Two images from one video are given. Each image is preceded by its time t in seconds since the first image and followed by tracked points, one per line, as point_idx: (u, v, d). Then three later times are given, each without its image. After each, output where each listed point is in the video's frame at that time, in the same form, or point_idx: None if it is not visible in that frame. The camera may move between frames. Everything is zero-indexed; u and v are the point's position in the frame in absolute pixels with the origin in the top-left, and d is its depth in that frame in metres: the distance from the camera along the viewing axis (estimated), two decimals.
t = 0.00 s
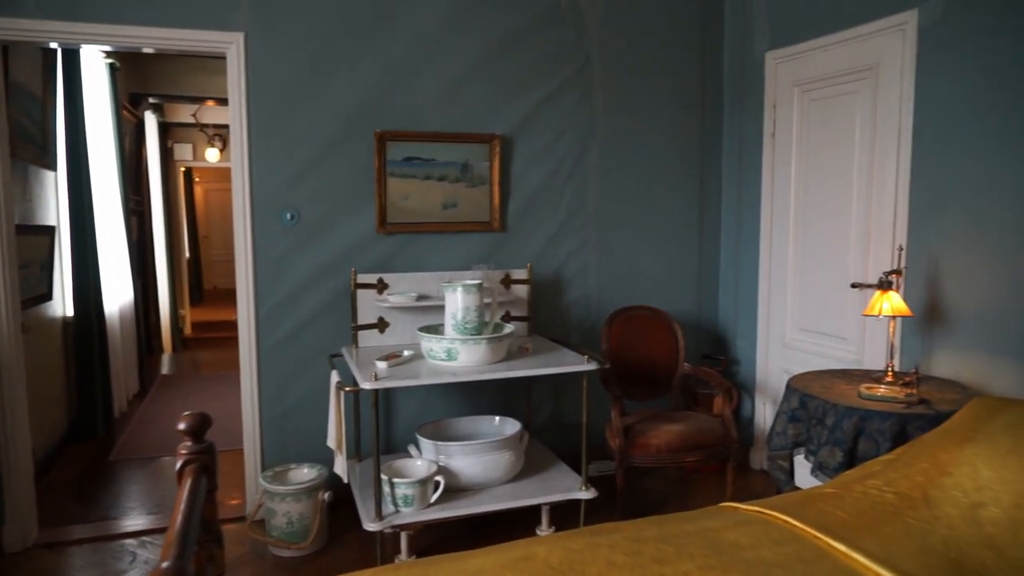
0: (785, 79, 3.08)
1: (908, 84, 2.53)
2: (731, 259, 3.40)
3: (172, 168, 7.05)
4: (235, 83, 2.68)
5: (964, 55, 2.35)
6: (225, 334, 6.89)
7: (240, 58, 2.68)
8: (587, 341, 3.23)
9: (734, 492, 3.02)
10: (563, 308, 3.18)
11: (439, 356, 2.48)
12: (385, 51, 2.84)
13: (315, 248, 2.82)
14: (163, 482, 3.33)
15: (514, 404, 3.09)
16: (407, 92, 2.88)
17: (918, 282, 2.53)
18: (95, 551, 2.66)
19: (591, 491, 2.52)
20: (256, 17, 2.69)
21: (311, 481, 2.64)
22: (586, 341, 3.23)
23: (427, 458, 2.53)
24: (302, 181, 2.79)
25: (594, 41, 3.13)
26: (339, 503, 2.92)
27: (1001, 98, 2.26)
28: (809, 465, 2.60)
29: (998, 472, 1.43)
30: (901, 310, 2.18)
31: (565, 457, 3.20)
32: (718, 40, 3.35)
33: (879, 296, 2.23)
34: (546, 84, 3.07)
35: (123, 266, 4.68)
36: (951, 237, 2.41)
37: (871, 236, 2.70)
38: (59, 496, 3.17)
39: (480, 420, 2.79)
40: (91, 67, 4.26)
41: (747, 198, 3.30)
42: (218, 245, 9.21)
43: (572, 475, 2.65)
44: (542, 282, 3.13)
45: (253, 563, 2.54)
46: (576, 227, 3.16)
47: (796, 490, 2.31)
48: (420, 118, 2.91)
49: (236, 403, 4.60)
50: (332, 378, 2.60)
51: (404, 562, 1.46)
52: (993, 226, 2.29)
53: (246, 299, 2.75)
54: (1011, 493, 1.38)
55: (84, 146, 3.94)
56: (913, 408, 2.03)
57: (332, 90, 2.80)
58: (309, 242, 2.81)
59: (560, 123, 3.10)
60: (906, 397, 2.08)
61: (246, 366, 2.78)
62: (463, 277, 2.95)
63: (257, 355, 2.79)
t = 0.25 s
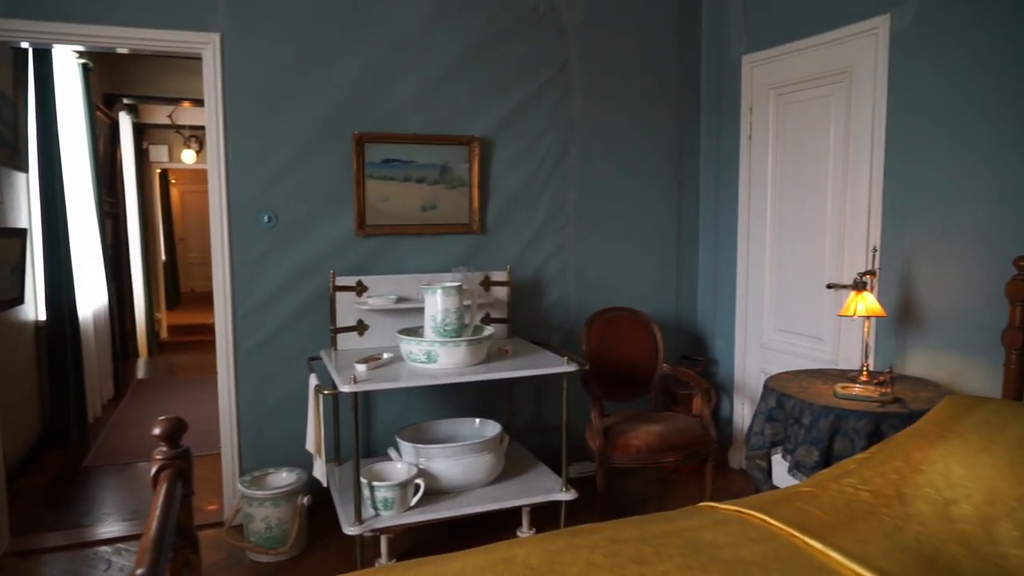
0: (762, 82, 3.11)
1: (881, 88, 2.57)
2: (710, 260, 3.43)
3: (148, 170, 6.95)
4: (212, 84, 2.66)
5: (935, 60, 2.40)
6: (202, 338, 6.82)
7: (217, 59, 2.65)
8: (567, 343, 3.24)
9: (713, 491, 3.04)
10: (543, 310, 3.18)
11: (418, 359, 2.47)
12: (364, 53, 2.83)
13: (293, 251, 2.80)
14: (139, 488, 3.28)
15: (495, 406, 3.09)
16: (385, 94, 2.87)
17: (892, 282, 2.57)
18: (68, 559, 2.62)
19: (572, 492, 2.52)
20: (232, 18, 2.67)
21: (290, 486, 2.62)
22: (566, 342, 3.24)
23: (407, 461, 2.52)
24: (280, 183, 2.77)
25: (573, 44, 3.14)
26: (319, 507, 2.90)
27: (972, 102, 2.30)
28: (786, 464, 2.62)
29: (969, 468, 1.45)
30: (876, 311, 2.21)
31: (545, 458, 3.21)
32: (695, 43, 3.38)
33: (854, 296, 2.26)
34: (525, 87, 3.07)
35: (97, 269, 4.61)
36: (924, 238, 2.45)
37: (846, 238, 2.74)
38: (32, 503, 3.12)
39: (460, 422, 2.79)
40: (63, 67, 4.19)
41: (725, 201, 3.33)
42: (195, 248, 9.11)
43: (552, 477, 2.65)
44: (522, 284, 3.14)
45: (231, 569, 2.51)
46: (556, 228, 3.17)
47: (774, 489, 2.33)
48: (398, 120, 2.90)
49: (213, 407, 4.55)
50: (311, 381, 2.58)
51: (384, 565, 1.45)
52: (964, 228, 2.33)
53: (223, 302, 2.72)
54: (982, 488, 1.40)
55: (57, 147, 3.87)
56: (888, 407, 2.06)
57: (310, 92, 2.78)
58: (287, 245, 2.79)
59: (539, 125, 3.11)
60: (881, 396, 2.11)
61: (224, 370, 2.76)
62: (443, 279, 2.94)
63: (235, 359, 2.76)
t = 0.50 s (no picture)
0: (736, 85, 3.14)
1: (853, 91, 2.61)
2: (686, 262, 3.45)
3: (121, 172, 6.85)
4: (185, 85, 2.63)
5: (905, 64, 2.44)
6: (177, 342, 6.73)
7: (190, 59, 2.63)
8: (545, 345, 3.24)
9: (691, 491, 3.06)
10: (521, 312, 3.18)
11: (396, 361, 2.46)
12: (340, 54, 2.82)
13: (269, 254, 2.78)
14: (112, 494, 3.23)
15: (473, 408, 3.09)
16: (362, 96, 2.86)
17: (865, 283, 2.61)
18: (39, 568, 2.57)
19: (551, 494, 2.53)
20: (206, 18, 2.64)
21: (267, 491, 2.59)
22: (544, 344, 3.24)
23: (385, 464, 2.50)
24: (256, 185, 2.74)
25: (549, 47, 3.15)
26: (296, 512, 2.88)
27: (941, 106, 2.34)
28: (762, 464, 2.65)
29: (939, 464, 1.47)
30: (849, 311, 2.24)
31: (524, 460, 3.21)
32: (671, 46, 3.41)
33: (828, 297, 2.29)
34: (502, 89, 3.08)
35: (68, 272, 4.53)
36: (895, 239, 2.49)
37: (819, 239, 2.78)
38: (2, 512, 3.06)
39: (439, 425, 2.78)
40: (33, 67, 4.12)
41: (701, 202, 3.36)
42: (169, 250, 8.99)
43: (531, 478, 2.65)
44: (500, 286, 3.14)
45: None
46: (534, 230, 3.18)
47: (750, 488, 2.35)
48: (375, 122, 2.89)
49: (188, 412, 4.49)
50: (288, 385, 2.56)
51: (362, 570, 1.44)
52: (934, 229, 2.37)
53: (198, 305, 2.69)
54: (952, 484, 1.43)
55: (27, 148, 3.80)
56: (861, 406, 2.09)
57: (286, 94, 2.76)
58: (262, 248, 2.77)
59: (516, 128, 3.11)
60: (855, 395, 2.14)
61: (198, 374, 2.72)
62: (421, 281, 2.94)
63: (210, 363, 2.73)
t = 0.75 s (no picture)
0: (717, 87, 3.17)
1: (832, 94, 2.64)
2: (668, 263, 3.47)
3: (98, 173, 6.77)
4: (165, 86, 2.60)
5: (882, 67, 2.47)
6: (156, 345, 6.67)
7: (170, 60, 2.60)
8: (529, 346, 3.25)
9: (674, 491, 3.08)
10: (504, 313, 3.18)
11: (379, 364, 2.45)
12: (321, 55, 2.80)
13: (250, 256, 2.75)
14: (91, 500, 3.19)
15: (457, 410, 3.08)
16: (343, 97, 2.85)
17: (844, 284, 2.64)
18: None
19: (535, 495, 2.53)
20: (185, 18, 2.61)
21: (248, 495, 2.57)
22: (528, 345, 3.24)
23: (368, 467, 2.49)
24: (236, 187, 2.72)
25: (531, 49, 3.16)
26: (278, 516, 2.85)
27: (917, 109, 2.37)
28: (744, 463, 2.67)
29: (918, 463, 1.49)
30: (829, 311, 2.26)
31: (508, 462, 3.21)
32: (653, 49, 3.43)
33: (808, 298, 2.31)
34: (485, 91, 3.08)
35: (45, 275, 4.46)
36: (873, 240, 2.52)
37: (799, 240, 2.80)
38: None
39: (422, 427, 2.77)
40: (9, 66, 4.05)
41: (683, 204, 3.38)
42: (148, 252, 8.90)
43: (515, 480, 2.65)
44: (483, 288, 3.14)
45: None
46: (517, 232, 3.18)
47: (732, 488, 2.37)
48: (357, 124, 2.88)
49: (168, 416, 4.45)
50: (269, 388, 2.54)
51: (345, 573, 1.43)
52: (911, 230, 2.40)
53: (178, 308, 2.66)
54: (930, 483, 1.44)
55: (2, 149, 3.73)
56: (840, 405, 2.11)
57: (267, 95, 2.74)
58: (243, 250, 2.75)
59: (499, 130, 3.12)
60: (834, 395, 2.16)
61: (178, 378, 2.69)
62: (403, 283, 2.93)
63: (190, 367, 2.70)
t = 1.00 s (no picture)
0: (692, 91, 3.20)
1: (805, 98, 2.68)
2: (645, 265, 3.49)
3: (70, 175, 6.66)
4: (137, 87, 2.57)
5: (854, 71, 2.51)
6: (129, 350, 6.57)
7: (142, 61, 2.56)
8: (507, 349, 3.25)
9: (652, 491, 3.10)
10: (483, 316, 3.18)
11: (356, 367, 2.43)
12: (296, 57, 2.78)
13: (225, 259, 2.73)
14: (62, 508, 3.13)
15: (435, 413, 3.07)
16: (319, 99, 2.83)
17: (818, 285, 2.67)
18: None
19: (513, 498, 2.53)
20: (157, 18, 2.58)
21: (224, 501, 2.54)
22: (506, 347, 3.24)
23: (346, 471, 2.47)
24: (211, 189, 2.69)
25: (508, 52, 3.16)
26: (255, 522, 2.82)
27: (887, 112, 2.41)
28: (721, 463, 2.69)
29: (890, 461, 1.51)
30: (803, 312, 2.29)
31: (486, 464, 3.20)
32: (629, 52, 3.45)
33: (782, 298, 2.34)
34: (462, 93, 3.08)
35: (14, 279, 4.38)
36: (846, 242, 2.56)
37: (774, 242, 2.84)
38: None
39: (400, 431, 2.76)
40: None
41: (660, 206, 3.40)
42: (121, 256, 8.77)
43: (494, 483, 2.65)
44: (461, 290, 3.13)
45: None
46: (494, 234, 3.18)
47: (709, 487, 2.38)
48: (333, 126, 2.86)
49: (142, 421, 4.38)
50: (245, 392, 2.51)
51: None
52: (882, 232, 2.44)
53: (151, 313, 2.63)
54: (901, 480, 1.46)
55: None
56: (815, 405, 2.14)
57: (241, 96, 2.71)
58: (218, 253, 2.71)
59: (476, 132, 3.12)
60: (809, 394, 2.19)
61: (152, 383, 2.65)
62: (381, 286, 2.91)
63: (164, 372, 2.67)
